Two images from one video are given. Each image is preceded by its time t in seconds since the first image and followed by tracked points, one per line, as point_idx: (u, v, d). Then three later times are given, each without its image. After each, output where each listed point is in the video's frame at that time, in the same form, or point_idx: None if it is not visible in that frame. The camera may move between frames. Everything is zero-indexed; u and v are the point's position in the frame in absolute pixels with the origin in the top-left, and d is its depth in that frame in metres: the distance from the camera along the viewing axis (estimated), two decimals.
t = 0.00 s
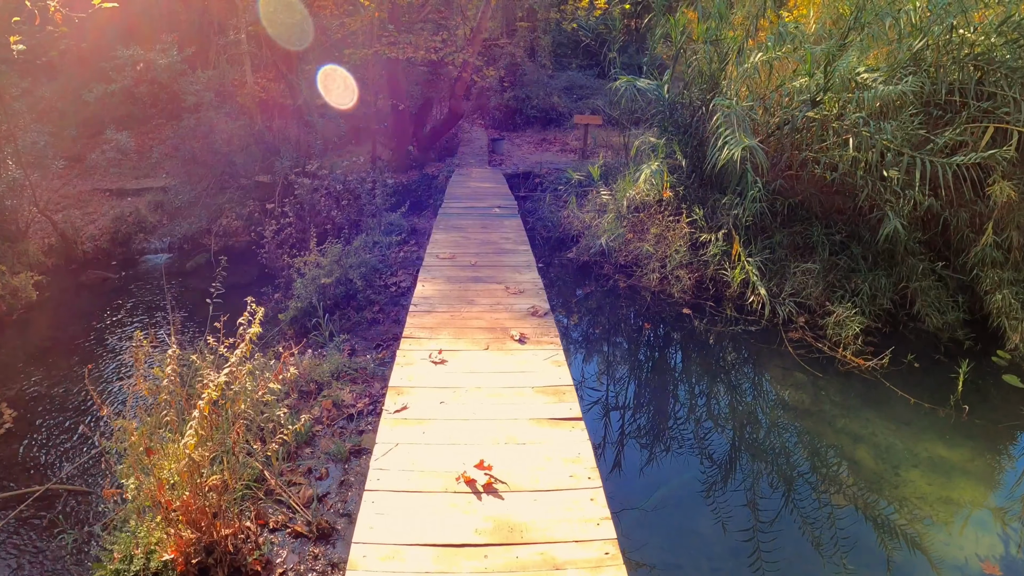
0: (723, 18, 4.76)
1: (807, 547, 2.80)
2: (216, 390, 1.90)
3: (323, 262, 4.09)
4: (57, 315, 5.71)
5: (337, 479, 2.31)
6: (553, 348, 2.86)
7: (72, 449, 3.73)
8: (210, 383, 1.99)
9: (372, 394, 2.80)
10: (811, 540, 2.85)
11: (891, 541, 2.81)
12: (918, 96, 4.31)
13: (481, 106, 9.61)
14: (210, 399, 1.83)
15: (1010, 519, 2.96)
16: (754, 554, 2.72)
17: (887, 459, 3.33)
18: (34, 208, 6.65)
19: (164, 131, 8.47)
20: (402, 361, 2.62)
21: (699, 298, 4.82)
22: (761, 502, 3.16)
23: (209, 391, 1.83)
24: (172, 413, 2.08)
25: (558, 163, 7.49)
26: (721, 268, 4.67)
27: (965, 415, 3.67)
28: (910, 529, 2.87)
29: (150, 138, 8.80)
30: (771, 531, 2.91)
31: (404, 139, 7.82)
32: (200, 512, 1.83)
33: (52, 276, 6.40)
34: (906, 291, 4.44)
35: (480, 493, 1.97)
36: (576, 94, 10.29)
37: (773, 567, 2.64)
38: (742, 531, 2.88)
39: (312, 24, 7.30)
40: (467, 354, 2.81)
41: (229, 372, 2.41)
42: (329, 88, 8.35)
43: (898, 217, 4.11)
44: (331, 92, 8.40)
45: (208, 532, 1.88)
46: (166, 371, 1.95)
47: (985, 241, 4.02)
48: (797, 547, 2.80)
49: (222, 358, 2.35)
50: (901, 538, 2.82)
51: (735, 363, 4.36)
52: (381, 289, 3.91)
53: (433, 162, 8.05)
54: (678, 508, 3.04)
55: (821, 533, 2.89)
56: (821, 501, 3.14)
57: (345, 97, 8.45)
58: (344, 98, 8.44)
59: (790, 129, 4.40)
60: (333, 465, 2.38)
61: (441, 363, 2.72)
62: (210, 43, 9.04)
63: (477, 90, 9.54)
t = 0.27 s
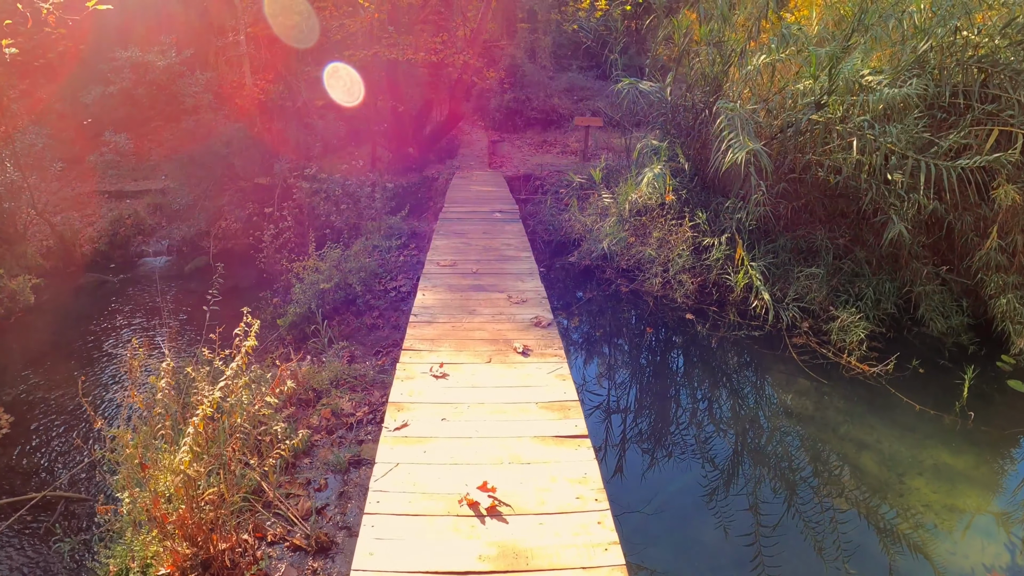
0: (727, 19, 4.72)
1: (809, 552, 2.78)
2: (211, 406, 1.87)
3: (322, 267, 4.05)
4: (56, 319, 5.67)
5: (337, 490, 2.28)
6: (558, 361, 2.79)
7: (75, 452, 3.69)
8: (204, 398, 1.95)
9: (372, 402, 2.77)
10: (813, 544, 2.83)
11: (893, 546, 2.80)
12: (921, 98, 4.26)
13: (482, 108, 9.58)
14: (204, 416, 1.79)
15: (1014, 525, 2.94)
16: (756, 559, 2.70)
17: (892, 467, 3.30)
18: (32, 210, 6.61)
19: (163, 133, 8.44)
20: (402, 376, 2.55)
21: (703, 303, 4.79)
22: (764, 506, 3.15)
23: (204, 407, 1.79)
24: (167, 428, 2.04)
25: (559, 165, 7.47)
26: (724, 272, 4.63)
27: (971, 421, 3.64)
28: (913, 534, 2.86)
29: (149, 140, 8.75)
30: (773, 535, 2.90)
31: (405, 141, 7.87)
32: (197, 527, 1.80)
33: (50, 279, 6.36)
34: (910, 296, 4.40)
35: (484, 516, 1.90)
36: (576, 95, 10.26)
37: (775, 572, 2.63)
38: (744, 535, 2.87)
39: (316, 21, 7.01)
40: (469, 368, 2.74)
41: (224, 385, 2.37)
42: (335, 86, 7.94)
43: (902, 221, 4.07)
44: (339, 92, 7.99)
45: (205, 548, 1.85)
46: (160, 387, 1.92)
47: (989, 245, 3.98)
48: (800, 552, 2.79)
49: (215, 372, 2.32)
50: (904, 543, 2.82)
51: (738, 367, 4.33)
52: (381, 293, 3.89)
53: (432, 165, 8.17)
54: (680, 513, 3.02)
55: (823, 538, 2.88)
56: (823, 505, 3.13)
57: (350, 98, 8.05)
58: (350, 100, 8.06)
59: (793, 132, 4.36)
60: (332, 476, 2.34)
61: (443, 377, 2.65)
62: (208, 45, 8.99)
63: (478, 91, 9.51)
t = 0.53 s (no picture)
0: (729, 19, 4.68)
1: (811, 554, 2.77)
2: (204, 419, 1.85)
3: (320, 270, 4.02)
4: (53, 322, 5.63)
5: (334, 501, 2.24)
6: (560, 373, 2.73)
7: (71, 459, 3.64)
8: (198, 410, 1.93)
9: (371, 409, 2.73)
10: (815, 547, 2.82)
11: (895, 548, 2.79)
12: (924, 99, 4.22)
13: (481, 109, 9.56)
14: (197, 428, 1.77)
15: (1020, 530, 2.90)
16: (758, 562, 2.68)
17: (896, 471, 3.26)
18: (29, 213, 6.57)
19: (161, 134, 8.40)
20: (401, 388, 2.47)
21: (705, 306, 4.75)
22: (766, 510, 3.14)
23: (197, 420, 1.77)
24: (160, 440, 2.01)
25: (559, 166, 7.44)
26: (726, 275, 4.60)
27: (975, 425, 3.60)
28: (917, 539, 2.83)
29: (146, 141, 8.71)
30: (775, 539, 2.89)
31: (404, 142, 7.83)
32: (192, 540, 1.77)
33: (48, 282, 6.32)
34: (913, 298, 4.37)
35: (486, 535, 1.82)
36: (576, 95, 10.23)
37: None
38: (746, 538, 2.85)
39: (316, 21, 6.91)
40: (470, 378, 2.66)
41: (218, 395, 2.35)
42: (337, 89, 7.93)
43: (906, 222, 4.04)
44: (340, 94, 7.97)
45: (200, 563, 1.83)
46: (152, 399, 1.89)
47: (993, 247, 3.94)
48: (802, 555, 2.77)
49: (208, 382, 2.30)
50: (907, 546, 2.80)
51: (740, 371, 4.30)
52: (380, 297, 3.86)
53: (432, 166, 8.12)
54: (682, 518, 2.98)
55: (825, 541, 2.87)
56: (825, 508, 3.12)
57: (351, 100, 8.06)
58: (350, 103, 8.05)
59: (795, 132, 4.33)
60: (330, 485, 2.31)
61: (442, 389, 2.58)
62: (206, 45, 8.94)
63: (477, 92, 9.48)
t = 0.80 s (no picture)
0: (731, 20, 4.64)
1: (814, 557, 2.74)
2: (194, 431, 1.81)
3: (318, 273, 3.97)
4: (51, 324, 5.59)
5: (331, 510, 2.19)
6: (563, 382, 2.63)
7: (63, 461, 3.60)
8: (189, 420, 1.89)
9: (369, 414, 2.70)
10: (818, 550, 2.79)
11: (898, 551, 2.76)
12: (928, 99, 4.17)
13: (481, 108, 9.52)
14: (187, 440, 1.73)
15: None
16: (761, 566, 2.65)
17: (901, 476, 3.21)
18: (27, 214, 6.53)
19: (160, 135, 8.36)
20: (398, 399, 2.39)
21: (708, 309, 4.71)
22: (768, 513, 3.10)
23: (187, 432, 1.73)
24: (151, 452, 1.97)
25: (560, 166, 7.40)
26: (729, 277, 4.56)
27: (981, 430, 3.55)
28: (922, 544, 2.79)
29: (145, 142, 8.67)
30: (777, 542, 2.86)
31: (404, 143, 7.79)
32: (184, 552, 1.74)
33: (46, 283, 6.29)
34: (918, 300, 4.32)
35: (486, 556, 1.73)
36: (576, 95, 10.19)
37: None
38: (748, 541, 2.82)
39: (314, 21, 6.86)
40: (470, 389, 2.58)
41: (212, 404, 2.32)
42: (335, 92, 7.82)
43: (911, 224, 3.99)
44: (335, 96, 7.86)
45: None
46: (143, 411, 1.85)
47: (999, 248, 3.89)
48: (804, 558, 2.74)
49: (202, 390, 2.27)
50: (912, 550, 2.76)
51: (743, 374, 4.26)
52: (378, 300, 3.83)
53: (432, 166, 8.06)
54: (686, 524, 2.94)
55: (827, 544, 2.83)
56: (827, 511, 3.09)
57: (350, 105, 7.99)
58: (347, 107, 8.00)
59: (798, 133, 4.28)
60: (328, 493, 2.27)
61: (441, 399, 2.49)
62: (205, 45, 8.91)
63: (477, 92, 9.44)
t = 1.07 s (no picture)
0: (734, 19, 4.59)
1: (817, 561, 2.71)
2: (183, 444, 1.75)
3: (315, 275, 3.94)
4: (48, 326, 5.53)
5: (328, 519, 2.16)
6: (564, 394, 2.57)
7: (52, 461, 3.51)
8: (179, 432, 1.84)
9: (366, 420, 2.67)
10: (821, 554, 2.76)
11: (901, 554, 2.74)
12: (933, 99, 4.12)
13: (481, 108, 9.48)
14: (176, 455, 1.68)
15: None
16: (763, 571, 2.63)
17: (906, 482, 3.17)
18: (24, 215, 6.49)
19: (158, 135, 8.33)
20: (393, 412, 2.32)
21: (710, 311, 4.67)
22: (770, 516, 3.07)
23: (176, 446, 1.68)
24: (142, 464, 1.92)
25: (560, 166, 7.35)
26: (732, 279, 4.52)
27: (986, 434, 3.51)
28: (926, 549, 2.75)
29: (143, 142, 8.63)
30: (780, 545, 2.83)
31: (403, 143, 7.74)
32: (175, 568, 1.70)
33: (44, 284, 6.24)
34: (922, 302, 4.28)
35: None
36: (576, 95, 10.16)
37: None
38: (750, 545, 2.80)
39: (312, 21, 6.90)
40: (467, 401, 2.51)
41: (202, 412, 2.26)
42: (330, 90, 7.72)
43: (915, 225, 3.94)
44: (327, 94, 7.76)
45: None
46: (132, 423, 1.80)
47: (1004, 250, 3.84)
48: (807, 562, 2.71)
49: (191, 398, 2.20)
50: (915, 553, 2.74)
51: (746, 377, 4.22)
52: (376, 302, 3.80)
53: (431, 166, 8.01)
54: (689, 529, 2.89)
55: (831, 548, 2.80)
56: (830, 514, 3.06)
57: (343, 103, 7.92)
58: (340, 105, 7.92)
59: (801, 133, 4.23)
60: (324, 502, 2.23)
61: (437, 411, 2.43)
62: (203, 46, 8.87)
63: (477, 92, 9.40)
